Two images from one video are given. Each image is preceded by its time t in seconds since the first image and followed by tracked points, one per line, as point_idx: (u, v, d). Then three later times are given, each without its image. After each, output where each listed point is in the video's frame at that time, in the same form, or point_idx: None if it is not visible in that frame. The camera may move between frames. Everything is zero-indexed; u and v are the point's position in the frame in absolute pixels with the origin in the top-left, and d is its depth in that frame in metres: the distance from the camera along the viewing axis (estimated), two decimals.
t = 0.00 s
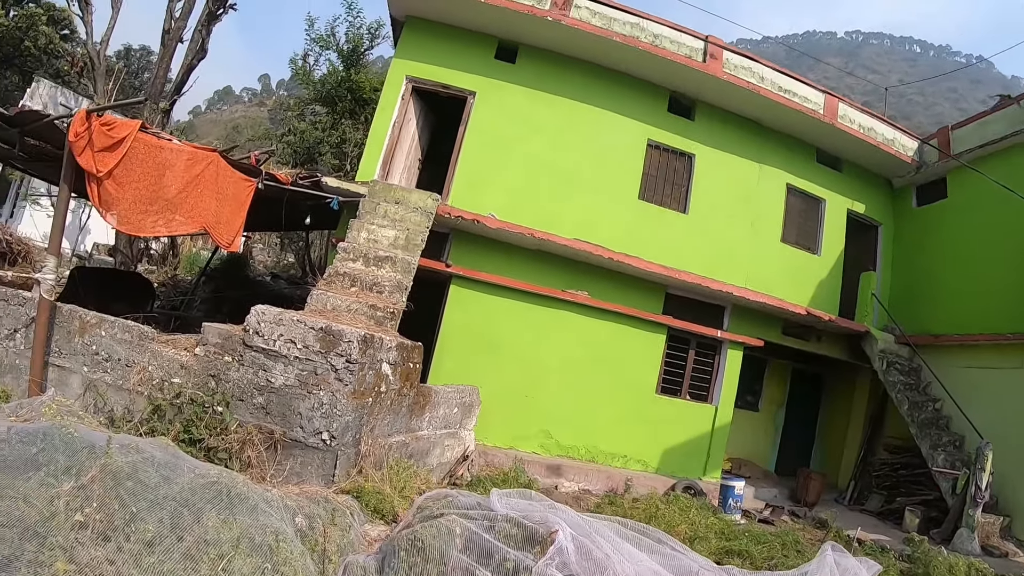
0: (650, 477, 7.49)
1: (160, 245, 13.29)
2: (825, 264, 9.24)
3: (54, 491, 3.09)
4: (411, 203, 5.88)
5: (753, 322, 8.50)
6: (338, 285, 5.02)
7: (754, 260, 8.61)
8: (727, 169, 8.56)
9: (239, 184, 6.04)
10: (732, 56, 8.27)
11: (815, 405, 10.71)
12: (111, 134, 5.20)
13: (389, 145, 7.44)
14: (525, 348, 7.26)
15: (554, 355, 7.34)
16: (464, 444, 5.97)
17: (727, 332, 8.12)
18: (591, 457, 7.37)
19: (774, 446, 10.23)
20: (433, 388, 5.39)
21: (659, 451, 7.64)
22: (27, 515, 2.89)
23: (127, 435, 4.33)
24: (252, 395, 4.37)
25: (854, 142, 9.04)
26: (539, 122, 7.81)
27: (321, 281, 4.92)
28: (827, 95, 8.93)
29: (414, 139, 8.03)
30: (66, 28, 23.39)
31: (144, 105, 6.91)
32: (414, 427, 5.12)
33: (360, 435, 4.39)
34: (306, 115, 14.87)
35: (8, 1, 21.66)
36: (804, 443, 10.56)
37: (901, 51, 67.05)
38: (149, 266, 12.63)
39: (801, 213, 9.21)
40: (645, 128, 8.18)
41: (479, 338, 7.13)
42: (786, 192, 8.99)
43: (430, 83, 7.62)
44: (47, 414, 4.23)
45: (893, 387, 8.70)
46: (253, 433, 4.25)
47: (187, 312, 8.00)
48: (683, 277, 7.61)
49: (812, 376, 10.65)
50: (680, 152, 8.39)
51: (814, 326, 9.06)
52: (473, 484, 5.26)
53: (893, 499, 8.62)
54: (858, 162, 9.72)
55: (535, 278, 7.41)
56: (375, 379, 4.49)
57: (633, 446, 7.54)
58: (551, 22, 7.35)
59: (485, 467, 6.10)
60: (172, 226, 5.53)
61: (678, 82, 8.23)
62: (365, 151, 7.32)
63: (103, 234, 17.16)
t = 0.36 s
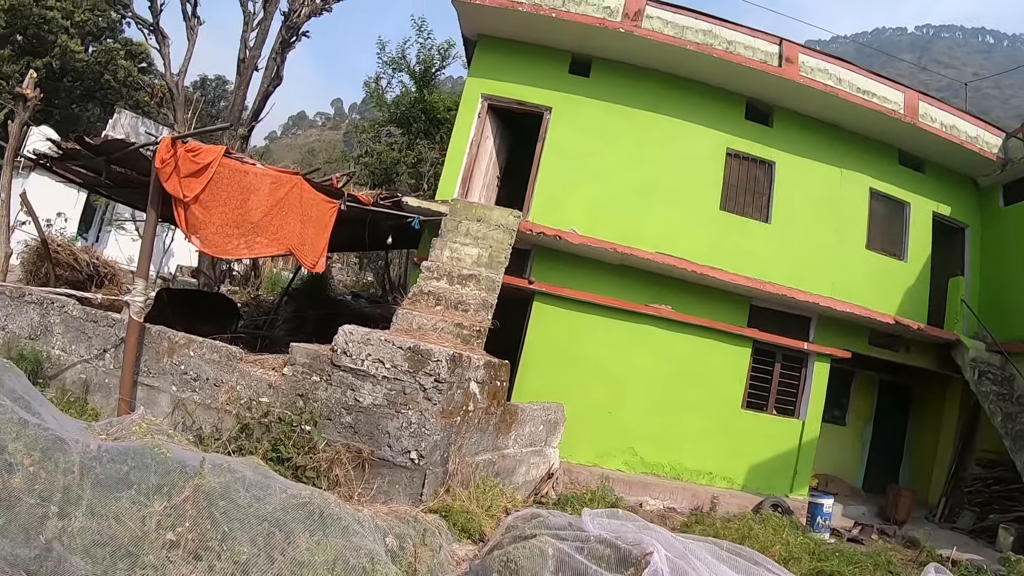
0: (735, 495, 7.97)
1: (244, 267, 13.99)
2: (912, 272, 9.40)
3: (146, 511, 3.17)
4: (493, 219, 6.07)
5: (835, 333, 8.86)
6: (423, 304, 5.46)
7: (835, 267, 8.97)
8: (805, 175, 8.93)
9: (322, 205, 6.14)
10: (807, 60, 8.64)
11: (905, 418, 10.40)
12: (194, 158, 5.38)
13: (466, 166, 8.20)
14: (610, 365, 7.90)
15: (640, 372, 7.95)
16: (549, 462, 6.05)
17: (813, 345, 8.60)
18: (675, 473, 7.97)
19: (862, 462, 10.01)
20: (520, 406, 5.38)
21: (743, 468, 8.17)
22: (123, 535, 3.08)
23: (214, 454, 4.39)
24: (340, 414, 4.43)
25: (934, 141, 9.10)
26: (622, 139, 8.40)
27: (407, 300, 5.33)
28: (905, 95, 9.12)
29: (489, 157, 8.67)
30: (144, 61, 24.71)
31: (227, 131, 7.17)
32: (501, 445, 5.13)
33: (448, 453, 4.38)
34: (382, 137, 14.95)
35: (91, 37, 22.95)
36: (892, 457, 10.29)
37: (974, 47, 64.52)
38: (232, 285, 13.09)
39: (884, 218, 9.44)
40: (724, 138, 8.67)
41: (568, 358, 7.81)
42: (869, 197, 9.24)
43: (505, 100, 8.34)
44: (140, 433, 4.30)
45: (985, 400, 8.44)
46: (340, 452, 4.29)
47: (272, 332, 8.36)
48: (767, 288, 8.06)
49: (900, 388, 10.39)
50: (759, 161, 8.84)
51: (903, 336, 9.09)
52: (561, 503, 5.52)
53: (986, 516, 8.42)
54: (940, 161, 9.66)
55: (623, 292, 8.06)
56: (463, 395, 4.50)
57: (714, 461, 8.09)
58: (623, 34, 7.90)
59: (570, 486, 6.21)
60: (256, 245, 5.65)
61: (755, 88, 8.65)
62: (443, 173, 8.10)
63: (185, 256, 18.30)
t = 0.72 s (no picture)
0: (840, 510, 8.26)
1: (341, 286, 15.05)
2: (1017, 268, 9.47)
3: (258, 530, 3.23)
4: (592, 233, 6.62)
5: (940, 339, 8.88)
6: (525, 320, 6.11)
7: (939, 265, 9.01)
8: (907, 173, 8.96)
9: (424, 221, 6.40)
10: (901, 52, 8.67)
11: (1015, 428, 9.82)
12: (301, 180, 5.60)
13: (561, 180, 8.67)
14: (715, 378, 8.24)
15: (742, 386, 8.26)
16: (651, 477, 6.38)
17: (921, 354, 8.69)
18: (779, 489, 8.28)
19: (971, 475, 9.49)
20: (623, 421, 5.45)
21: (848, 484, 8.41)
22: (235, 554, 3.13)
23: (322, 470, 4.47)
24: (447, 431, 4.54)
25: None
26: (720, 148, 8.67)
27: (510, 317, 6.03)
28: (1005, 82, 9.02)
29: (585, 169, 9.21)
30: (235, 90, 25.86)
31: (321, 154, 7.36)
32: (605, 460, 5.17)
33: (555, 471, 4.40)
34: (473, 153, 15.97)
35: (183, 70, 24.10)
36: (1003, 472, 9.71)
37: None
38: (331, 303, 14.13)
39: (989, 214, 9.43)
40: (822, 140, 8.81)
41: (673, 372, 8.20)
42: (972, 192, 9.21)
43: (595, 111, 8.75)
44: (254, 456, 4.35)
45: None
46: (447, 470, 4.40)
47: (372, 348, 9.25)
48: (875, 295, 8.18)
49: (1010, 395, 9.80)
50: (859, 162, 8.93)
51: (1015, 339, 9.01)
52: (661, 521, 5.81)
53: None
54: None
55: (726, 302, 8.35)
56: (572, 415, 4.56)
57: (817, 477, 8.36)
58: (714, 40, 8.14)
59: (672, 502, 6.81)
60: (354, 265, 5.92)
61: (852, 87, 8.73)
62: (541, 185, 8.62)
63: (281, 275, 20.84)
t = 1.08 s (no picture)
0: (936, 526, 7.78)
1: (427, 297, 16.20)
2: None
3: (357, 544, 3.31)
4: (682, 241, 7.63)
5: None
6: (620, 329, 7.11)
7: None
8: (1003, 169, 8.80)
9: (512, 235, 7.45)
10: (990, 41, 8.46)
11: None
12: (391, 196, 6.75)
13: (649, 186, 8.85)
14: (807, 388, 8.23)
15: (835, 394, 8.23)
16: (743, 489, 7.42)
17: None
18: (874, 503, 8.19)
19: None
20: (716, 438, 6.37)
21: (945, 498, 8.26)
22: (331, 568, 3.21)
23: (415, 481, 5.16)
24: (541, 444, 5.15)
25: None
26: (807, 152, 8.66)
27: (606, 328, 7.08)
28: None
29: (672, 174, 9.33)
30: (315, 108, 26.65)
31: (404, 168, 7.46)
32: (698, 473, 6.02)
33: (648, 484, 4.95)
34: (555, 162, 16.92)
35: (265, 90, 24.91)
36: None
37: None
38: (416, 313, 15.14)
39: None
40: (914, 138, 8.70)
41: (763, 381, 8.26)
42: None
43: (682, 116, 8.89)
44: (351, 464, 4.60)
45: None
46: (542, 483, 5.02)
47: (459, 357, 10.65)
48: (972, 298, 7.98)
49: None
50: (952, 159, 8.81)
51: None
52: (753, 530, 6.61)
53: None
54: None
55: (818, 306, 8.28)
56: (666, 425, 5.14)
57: (913, 491, 8.23)
58: (797, 37, 7.95)
59: (764, 515, 7.45)
60: (446, 277, 7.02)
61: (944, 81, 8.55)
62: (627, 194, 8.88)
63: (370, 288, 22.87)
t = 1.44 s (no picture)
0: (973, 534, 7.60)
1: (459, 300, 16.49)
2: None
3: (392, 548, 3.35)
4: (719, 243, 7.54)
5: None
6: (657, 333, 7.11)
7: None
8: None
9: (548, 238, 7.69)
10: None
11: None
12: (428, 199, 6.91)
13: (684, 190, 8.78)
14: (844, 392, 8.10)
15: (871, 399, 8.08)
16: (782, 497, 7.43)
17: None
18: (911, 511, 8.02)
19: None
20: (756, 444, 6.83)
21: (984, 506, 8.06)
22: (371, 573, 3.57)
23: (452, 485, 5.81)
24: (580, 450, 5.77)
25: None
26: (841, 152, 8.53)
27: (643, 332, 7.09)
28: None
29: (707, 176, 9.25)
30: (346, 112, 26.88)
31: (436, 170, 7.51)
32: (738, 480, 6.52)
33: (686, 490, 5.53)
34: (587, 164, 17.07)
35: (296, 95, 25.30)
36: None
37: None
38: (450, 316, 15.80)
39: None
40: (951, 137, 8.52)
41: (798, 385, 8.15)
42: None
43: (716, 118, 8.80)
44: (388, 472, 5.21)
45: None
46: (580, 489, 5.63)
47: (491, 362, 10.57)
48: (1012, 300, 7.78)
49: None
50: (990, 158, 8.62)
51: None
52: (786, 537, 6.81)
53: None
54: None
55: (853, 309, 8.13)
56: (704, 432, 5.70)
57: (952, 499, 8.05)
58: (831, 36, 7.82)
59: (803, 522, 7.40)
60: (482, 280, 7.26)
61: (982, 79, 8.36)
62: (663, 197, 8.81)
63: (402, 290, 23.27)
